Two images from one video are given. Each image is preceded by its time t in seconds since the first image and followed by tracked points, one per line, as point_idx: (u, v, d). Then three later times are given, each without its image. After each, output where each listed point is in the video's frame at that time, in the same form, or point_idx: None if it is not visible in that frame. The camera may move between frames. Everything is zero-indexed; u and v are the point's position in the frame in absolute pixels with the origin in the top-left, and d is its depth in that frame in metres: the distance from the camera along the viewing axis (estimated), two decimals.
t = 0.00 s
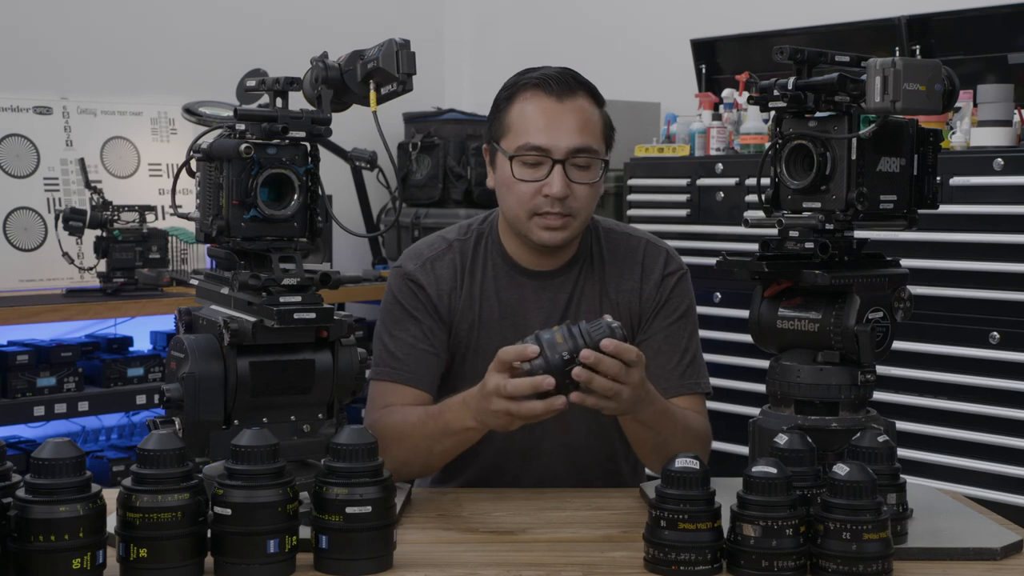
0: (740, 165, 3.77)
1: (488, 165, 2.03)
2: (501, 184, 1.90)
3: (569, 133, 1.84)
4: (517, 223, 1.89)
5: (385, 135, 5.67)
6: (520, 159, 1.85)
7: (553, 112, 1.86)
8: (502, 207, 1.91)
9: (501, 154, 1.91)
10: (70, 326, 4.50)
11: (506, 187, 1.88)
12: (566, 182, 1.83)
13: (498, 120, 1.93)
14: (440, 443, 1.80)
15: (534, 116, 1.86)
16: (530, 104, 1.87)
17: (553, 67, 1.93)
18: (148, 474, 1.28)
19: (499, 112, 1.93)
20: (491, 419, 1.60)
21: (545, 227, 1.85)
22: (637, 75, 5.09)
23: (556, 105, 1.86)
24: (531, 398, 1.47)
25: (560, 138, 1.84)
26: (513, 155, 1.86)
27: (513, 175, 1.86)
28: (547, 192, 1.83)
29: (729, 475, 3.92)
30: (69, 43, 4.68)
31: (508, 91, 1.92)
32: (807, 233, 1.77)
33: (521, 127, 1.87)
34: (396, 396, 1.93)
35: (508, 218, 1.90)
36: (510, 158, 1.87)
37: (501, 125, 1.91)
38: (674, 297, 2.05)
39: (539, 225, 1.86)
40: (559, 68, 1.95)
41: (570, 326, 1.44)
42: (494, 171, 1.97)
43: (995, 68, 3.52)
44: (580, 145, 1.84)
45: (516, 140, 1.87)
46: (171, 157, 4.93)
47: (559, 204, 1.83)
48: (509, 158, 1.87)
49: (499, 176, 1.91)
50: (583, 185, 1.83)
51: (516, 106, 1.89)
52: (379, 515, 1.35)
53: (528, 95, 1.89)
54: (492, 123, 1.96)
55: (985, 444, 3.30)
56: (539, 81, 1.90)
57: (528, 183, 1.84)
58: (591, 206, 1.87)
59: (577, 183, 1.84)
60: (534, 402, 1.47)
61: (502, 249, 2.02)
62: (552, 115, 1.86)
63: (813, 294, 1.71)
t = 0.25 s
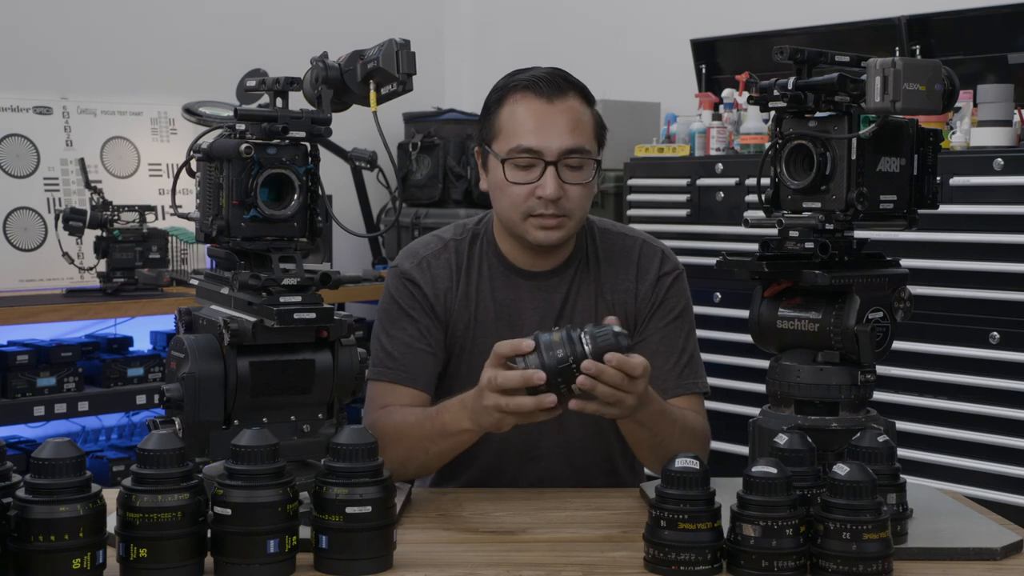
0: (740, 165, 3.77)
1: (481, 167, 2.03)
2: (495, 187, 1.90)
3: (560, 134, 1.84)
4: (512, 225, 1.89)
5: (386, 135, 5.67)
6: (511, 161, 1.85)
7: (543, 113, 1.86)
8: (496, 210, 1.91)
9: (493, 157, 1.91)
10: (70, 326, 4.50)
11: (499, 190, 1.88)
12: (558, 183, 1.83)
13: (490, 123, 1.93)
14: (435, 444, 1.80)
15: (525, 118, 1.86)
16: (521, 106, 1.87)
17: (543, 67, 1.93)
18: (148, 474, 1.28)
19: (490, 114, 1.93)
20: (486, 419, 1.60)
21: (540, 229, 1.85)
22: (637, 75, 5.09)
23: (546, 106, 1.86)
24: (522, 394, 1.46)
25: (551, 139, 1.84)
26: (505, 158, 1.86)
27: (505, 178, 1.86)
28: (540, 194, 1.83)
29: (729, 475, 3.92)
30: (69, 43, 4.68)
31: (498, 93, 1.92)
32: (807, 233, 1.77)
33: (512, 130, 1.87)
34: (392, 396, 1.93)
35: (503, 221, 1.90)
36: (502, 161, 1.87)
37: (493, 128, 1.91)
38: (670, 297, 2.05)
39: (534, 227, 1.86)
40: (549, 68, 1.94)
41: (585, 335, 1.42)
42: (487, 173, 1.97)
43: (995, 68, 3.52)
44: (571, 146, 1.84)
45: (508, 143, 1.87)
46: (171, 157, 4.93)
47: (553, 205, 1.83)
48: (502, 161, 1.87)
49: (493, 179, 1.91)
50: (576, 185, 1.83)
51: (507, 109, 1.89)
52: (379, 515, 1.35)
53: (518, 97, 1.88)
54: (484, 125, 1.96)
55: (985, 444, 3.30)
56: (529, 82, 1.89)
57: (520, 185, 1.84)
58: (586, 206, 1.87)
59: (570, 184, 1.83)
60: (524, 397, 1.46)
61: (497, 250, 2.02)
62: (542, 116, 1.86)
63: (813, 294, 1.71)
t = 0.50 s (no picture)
0: (740, 165, 3.77)
1: (479, 168, 2.03)
2: (494, 187, 1.90)
3: (560, 135, 1.84)
4: (511, 226, 1.89)
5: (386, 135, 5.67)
6: (510, 163, 1.85)
7: (542, 114, 1.86)
8: (495, 210, 1.91)
9: (492, 157, 1.90)
10: (70, 326, 4.51)
11: (498, 190, 1.88)
12: (558, 184, 1.83)
13: (489, 124, 1.93)
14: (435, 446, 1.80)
15: (523, 119, 1.86)
16: (521, 107, 1.87)
17: (542, 68, 1.93)
18: (148, 474, 1.28)
19: (490, 115, 1.93)
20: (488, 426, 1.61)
21: (539, 230, 1.85)
22: (637, 75, 5.09)
23: (545, 107, 1.86)
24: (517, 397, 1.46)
25: (550, 140, 1.84)
26: (505, 158, 1.85)
27: (504, 179, 1.86)
28: (540, 195, 1.83)
29: (729, 476, 3.93)
30: (69, 43, 4.68)
31: (498, 94, 1.92)
32: (807, 233, 1.77)
33: (511, 130, 1.87)
34: (393, 396, 1.93)
35: (502, 221, 1.90)
36: (501, 162, 1.87)
37: (492, 129, 1.91)
38: (669, 298, 2.05)
39: (533, 228, 1.85)
40: (548, 69, 1.95)
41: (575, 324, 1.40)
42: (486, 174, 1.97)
43: (995, 68, 3.52)
44: (570, 146, 1.84)
45: (507, 143, 1.87)
46: (171, 157, 4.93)
47: (553, 206, 1.83)
48: (501, 162, 1.87)
49: (492, 180, 1.91)
50: (575, 186, 1.83)
51: (506, 109, 1.89)
52: (378, 515, 1.35)
53: (517, 98, 1.88)
54: (482, 126, 1.95)
55: (985, 444, 3.30)
56: (527, 83, 1.89)
57: (519, 186, 1.84)
58: (585, 207, 1.87)
59: (569, 185, 1.83)
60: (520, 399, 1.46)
61: (497, 250, 2.02)
62: (541, 117, 1.86)
63: (813, 294, 1.71)
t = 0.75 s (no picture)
0: (740, 165, 3.77)
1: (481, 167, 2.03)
2: (495, 187, 1.90)
3: (562, 136, 1.84)
4: (512, 226, 1.89)
5: (386, 135, 5.67)
6: (511, 162, 1.85)
7: (545, 115, 1.86)
8: (496, 210, 1.91)
9: (494, 157, 1.91)
10: (70, 326, 4.50)
11: (499, 190, 1.88)
12: (559, 185, 1.83)
13: (492, 124, 1.93)
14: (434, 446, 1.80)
15: (526, 119, 1.86)
16: (523, 108, 1.87)
17: (546, 69, 1.93)
18: (148, 474, 1.28)
19: (492, 115, 1.93)
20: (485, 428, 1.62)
21: (539, 231, 1.85)
22: (637, 75, 5.09)
23: (548, 108, 1.86)
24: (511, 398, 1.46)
25: (552, 141, 1.84)
26: (506, 158, 1.85)
27: (505, 179, 1.86)
28: (540, 196, 1.83)
29: (729, 475, 3.93)
30: (69, 43, 4.68)
31: (501, 94, 1.92)
32: (807, 233, 1.77)
33: (513, 131, 1.87)
34: (394, 396, 1.93)
35: (503, 221, 1.90)
36: (502, 162, 1.87)
37: (494, 129, 1.91)
38: (669, 298, 2.04)
39: (533, 228, 1.86)
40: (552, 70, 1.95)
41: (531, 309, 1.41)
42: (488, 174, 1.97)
43: (995, 68, 3.52)
44: (572, 147, 1.84)
45: (509, 143, 1.87)
46: (171, 157, 4.93)
47: (553, 207, 1.83)
48: (502, 162, 1.87)
49: (493, 180, 1.91)
50: (576, 187, 1.83)
51: (508, 109, 1.89)
52: (379, 515, 1.35)
53: (520, 99, 1.88)
54: (485, 125, 1.95)
55: (985, 444, 3.30)
56: (530, 84, 1.89)
57: (520, 186, 1.84)
58: (586, 209, 1.87)
59: (570, 186, 1.84)
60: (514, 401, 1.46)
61: (497, 250, 2.02)
62: (544, 117, 1.86)
63: (813, 294, 1.71)
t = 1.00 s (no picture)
0: (740, 165, 3.77)
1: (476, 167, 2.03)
2: (488, 188, 1.90)
3: (554, 136, 1.84)
4: (506, 226, 1.89)
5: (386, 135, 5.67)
6: (504, 163, 1.85)
7: (537, 114, 1.85)
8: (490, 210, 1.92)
9: (487, 158, 1.91)
10: (70, 326, 4.50)
11: (492, 191, 1.88)
12: (551, 184, 1.83)
13: (484, 124, 1.93)
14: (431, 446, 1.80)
15: (517, 119, 1.86)
16: (515, 108, 1.87)
17: (538, 69, 1.92)
18: (148, 474, 1.28)
19: (485, 115, 1.93)
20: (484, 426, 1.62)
21: (533, 230, 1.86)
22: (638, 74, 5.09)
23: (539, 108, 1.86)
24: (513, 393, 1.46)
25: (543, 140, 1.84)
26: (498, 159, 1.86)
27: (498, 179, 1.86)
28: (533, 196, 1.83)
29: (729, 475, 3.93)
30: (69, 43, 4.68)
31: (493, 95, 1.92)
32: (807, 233, 1.77)
33: (505, 131, 1.87)
34: (393, 397, 1.93)
35: (497, 221, 1.91)
36: (495, 162, 1.87)
37: (486, 129, 1.91)
38: (667, 297, 2.04)
39: (527, 227, 1.86)
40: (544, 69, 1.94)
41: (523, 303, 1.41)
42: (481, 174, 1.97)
43: (995, 68, 3.52)
44: (564, 146, 1.84)
45: (501, 143, 1.87)
46: (171, 157, 4.93)
47: (546, 206, 1.83)
48: (494, 162, 1.87)
49: (486, 180, 1.91)
50: (568, 187, 1.83)
51: (500, 110, 1.89)
52: (379, 515, 1.35)
53: (512, 99, 1.88)
54: (479, 125, 1.95)
55: (985, 444, 3.30)
56: (522, 84, 1.89)
57: (512, 187, 1.85)
58: (580, 207, 1.87)
59: (563, 185, 1.83)
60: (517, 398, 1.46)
61: (494, 251, 2.02)
62: (535, 118, 1.85)
63: (813, 294, 1.71)
